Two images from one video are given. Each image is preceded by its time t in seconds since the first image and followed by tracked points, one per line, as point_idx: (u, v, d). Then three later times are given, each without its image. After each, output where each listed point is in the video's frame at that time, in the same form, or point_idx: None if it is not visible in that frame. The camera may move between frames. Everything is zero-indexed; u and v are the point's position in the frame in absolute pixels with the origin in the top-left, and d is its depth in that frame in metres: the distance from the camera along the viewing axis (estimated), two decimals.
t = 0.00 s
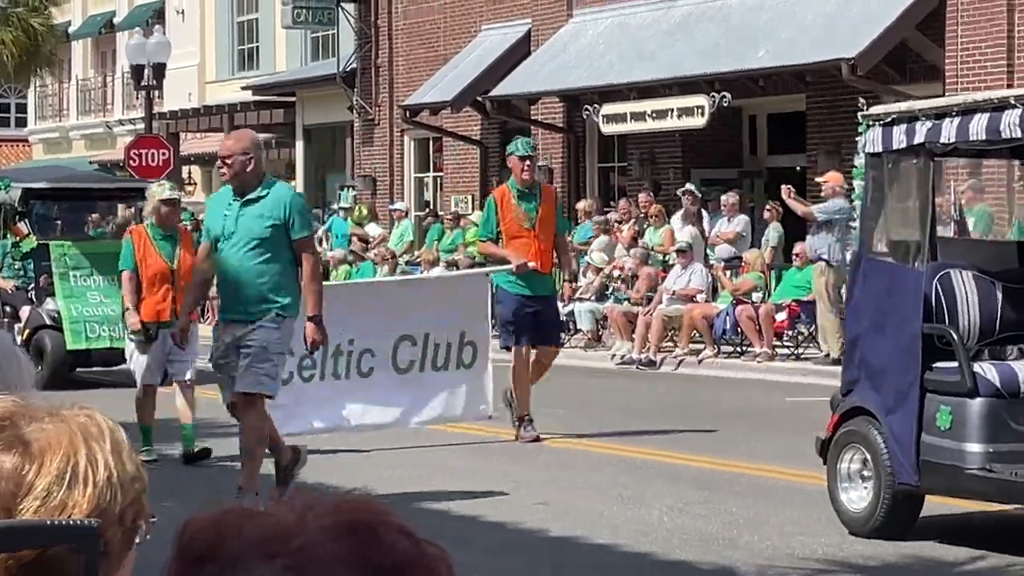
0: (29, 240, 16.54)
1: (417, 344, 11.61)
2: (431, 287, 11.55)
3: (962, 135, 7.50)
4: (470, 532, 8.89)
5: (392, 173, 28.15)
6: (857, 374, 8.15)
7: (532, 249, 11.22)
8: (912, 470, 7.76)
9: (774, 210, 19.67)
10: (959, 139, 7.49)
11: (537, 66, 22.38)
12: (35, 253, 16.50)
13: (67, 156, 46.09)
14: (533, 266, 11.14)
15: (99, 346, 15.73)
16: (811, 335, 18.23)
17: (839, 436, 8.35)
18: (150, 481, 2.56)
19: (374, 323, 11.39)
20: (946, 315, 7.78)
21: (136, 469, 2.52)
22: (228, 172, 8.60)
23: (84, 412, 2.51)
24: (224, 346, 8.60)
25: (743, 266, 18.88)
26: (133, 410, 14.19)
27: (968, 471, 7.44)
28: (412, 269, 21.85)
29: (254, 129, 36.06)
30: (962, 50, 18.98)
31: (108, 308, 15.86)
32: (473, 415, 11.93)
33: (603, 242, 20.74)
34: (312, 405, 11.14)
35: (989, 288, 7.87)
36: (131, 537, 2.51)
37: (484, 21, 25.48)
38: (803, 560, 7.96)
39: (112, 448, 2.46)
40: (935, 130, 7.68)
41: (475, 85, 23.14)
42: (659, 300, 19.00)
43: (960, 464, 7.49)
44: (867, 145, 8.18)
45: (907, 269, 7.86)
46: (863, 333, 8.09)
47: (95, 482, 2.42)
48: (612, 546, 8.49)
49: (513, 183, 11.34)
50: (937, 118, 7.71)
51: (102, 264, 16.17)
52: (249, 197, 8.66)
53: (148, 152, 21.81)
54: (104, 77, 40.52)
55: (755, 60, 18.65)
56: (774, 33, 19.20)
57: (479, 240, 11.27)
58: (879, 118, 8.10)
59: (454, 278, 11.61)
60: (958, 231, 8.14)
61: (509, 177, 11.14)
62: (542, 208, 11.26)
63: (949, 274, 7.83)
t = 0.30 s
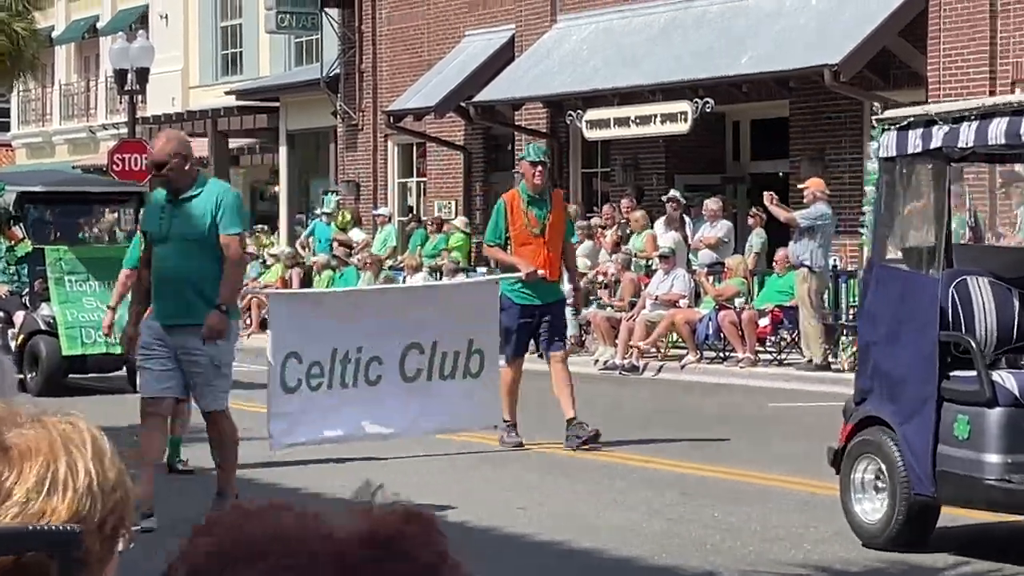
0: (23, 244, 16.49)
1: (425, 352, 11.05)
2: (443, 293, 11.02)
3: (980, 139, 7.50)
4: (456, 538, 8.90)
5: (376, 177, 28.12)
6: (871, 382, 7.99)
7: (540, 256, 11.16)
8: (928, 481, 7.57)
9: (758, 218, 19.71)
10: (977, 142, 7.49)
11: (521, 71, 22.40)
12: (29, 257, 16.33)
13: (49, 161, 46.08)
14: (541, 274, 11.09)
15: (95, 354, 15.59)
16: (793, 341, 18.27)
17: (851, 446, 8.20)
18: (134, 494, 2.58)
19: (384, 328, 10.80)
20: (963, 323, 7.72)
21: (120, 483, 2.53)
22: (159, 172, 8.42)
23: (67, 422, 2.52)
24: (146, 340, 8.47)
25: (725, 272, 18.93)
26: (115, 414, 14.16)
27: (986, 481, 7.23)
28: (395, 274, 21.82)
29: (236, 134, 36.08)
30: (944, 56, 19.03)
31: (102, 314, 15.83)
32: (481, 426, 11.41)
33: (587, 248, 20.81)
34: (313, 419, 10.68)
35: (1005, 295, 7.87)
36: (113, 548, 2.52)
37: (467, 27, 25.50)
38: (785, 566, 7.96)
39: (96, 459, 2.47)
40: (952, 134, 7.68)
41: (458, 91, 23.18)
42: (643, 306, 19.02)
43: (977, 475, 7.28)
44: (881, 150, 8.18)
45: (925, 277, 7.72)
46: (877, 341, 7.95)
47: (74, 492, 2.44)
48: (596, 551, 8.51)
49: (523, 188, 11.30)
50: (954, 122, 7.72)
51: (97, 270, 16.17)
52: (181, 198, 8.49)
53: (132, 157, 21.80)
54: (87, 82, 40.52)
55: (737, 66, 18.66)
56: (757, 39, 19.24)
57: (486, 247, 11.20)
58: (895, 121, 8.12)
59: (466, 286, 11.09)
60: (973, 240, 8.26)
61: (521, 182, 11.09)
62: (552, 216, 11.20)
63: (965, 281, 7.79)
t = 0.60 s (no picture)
0: (19, 246, 16.22)
1: (432, 355, 11.05)
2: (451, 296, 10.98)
3: (1009, 142, 7.14)
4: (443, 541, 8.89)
5: (363, 181, 28.13)
6: (892, 389, 7.74)
7: (556, 258, 10.87)
8: (955, 490, 7.31)
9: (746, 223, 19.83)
10: (1005, 145, 7.16)
11: (508, 75, 22.39)
12: (25, 260, 16.19)
13: (36, 164, 46.08)
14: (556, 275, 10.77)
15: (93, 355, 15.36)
16: (779, 345, 18.43)
17: (873, 455, 7.90)
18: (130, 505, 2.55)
19: (393, 331, 10.77)
20: (988, 329, 7.41)
21: (119, 495, 2.50)
22: (87, 181, 8.04)
23: (65, 430, 2.49)
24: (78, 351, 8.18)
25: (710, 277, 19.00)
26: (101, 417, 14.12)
27: (1015, 492, 7.00)
28: (382, 278, 21.80)
29: (224, 138, 36.10)
30: (930, 59, 19.06)
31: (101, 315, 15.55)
32: (489, 429, 11.43)
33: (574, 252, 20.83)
34: (323, 424, 10.62)
35: None
36: (110, 557, 2.50)
37: (456, 30, 25.54)
38: (770, 569, 7.97)
39: (92, 469, 2.44)
40: (978, 137, 7.35)
41: (446, 95, 23.19)
42: (629, 310, 19.08)
43: (1005, 486, 7.04)
44: (903, 152, 7.85)
45: (948, 280, 7.49)
46: (899, 347, 7.72)
47: (70, 500, 2.41)
48: (584, 554, 8.50)
49: (543, 188, 11.01)
50: (981, 125, 7.40)
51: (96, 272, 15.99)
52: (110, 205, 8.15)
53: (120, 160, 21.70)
54: (74, 85, 40.53)
55: (724, 70, 18.65)
56: (744, 43, 19.25)
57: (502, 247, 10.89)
58: (920, 123, 7.77)
59: (473, 286, 11.07)
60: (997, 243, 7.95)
61: (540, 180, 10.82)
62: (571, 218, 10.91)
63: (990, 286, 7.48)
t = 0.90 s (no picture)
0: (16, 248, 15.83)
1: (444, 360, 10.95)
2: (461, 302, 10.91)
3: None
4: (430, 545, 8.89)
5: (351, 184, 28.13)
6: (925, 396, 7.39)
7: (564, 263, 10.59)
8: (990, 499, 6.99)
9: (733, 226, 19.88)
10: None
11: (497, 78, 22.38)
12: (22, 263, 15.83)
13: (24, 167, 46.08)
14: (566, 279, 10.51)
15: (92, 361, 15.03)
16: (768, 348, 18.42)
17: (903, 465, 7.54)
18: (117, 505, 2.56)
19: (400, 335, 10.72)
20: None
21: (105, 492, 2.51)
22: (41, 183, 7.84)
23: (42, 434, 2.50)
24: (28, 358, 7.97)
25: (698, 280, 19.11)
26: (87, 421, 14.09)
27: None
28: (370, 280, 21.77)
29: (212, 141, 36.11)
30: (919, 64, 19.08)
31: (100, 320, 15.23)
32: (505, 436, 11.28)
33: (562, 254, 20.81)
34: (329, 429, 10.60)
35: None
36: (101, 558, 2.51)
37: (445, 33, 25.55)
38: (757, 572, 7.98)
39: (77, 468, 2.45)
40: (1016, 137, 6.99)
41: (433, 98, 23.18)
42: (617, 314, 18.99)
43: None
44: (936, 152, 7.46)
45: (981, 285, 7.12)
46: (930, 354, 7.37)
47: (67, 504, 2.42)
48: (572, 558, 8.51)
49: (552, 195, 10.77)
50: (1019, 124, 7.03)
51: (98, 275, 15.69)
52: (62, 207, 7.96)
53: (107, 162, 21.60)
54: (62, 88, 40.53)
55: (712, 73, 18.64)
56: (733, 46, 19.26)
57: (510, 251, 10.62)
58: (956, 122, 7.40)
59: (482, 293, 11.00)
60: None
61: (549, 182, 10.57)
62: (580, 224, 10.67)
63: None
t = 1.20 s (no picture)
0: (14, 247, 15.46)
1: (454, 366, 10.77)
2: (471, 307, 10.71)
3: None
4: (419, 548, 8.89)
5: (339, 186, 28.12)
6: (961, 401, 7.18)
7: (573, 267, 10.53)
8: None
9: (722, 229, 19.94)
10: None
11: (485, 80, 22.35)
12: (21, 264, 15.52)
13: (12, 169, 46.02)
14: (576, 283, 10.44)
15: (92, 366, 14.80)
16: (756, 350, 18.38)
17: (935, 472, 7.41)
18: (101, 503, 2.56)
19: (409, 342, 10.53)
20: None
21: (81, 491, 2.50)
22: None
23: (22, 432, 2.49)
24: None
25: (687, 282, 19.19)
26: (77, 423, 14.05)
27: None
28: (359, 283, 21.74)
29: (200, 142, 36.09)
30: (907, 66, 19.10)
31: (100, 324, 15.00)
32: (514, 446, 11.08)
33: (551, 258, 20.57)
34: (336, 437, 10.40)
35: None
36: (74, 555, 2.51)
37: (432, 35, 25.53)
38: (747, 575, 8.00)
39: (54, 466, 2.45)
40: None
41: (422, 101, 23.18)
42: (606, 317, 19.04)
43: None
44: (969, 153, 7.16)
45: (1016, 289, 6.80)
46: (963, 359, 7.12)
47: (43, 506, 2.41)
48: (563, 561, 8.48)
49: (554, 197, 10.67)
50: None
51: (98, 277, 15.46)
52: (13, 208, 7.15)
53: (96, 165, 21.53)
54: (50, 90, 40.49)
55: (701, 76, 18.62)
56: (722, 49, 19.25)
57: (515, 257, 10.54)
58: (988, 121, 7.09)
59: (493, 298, 10.80)
60: None
61: (552, 187, 10.48)
62: (586, 224, 10.58)
63: None
